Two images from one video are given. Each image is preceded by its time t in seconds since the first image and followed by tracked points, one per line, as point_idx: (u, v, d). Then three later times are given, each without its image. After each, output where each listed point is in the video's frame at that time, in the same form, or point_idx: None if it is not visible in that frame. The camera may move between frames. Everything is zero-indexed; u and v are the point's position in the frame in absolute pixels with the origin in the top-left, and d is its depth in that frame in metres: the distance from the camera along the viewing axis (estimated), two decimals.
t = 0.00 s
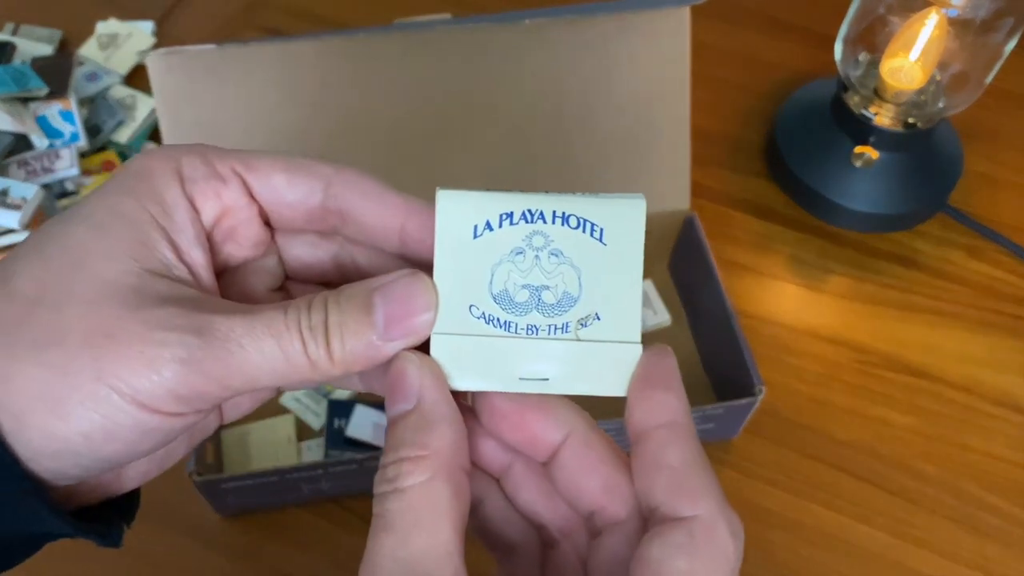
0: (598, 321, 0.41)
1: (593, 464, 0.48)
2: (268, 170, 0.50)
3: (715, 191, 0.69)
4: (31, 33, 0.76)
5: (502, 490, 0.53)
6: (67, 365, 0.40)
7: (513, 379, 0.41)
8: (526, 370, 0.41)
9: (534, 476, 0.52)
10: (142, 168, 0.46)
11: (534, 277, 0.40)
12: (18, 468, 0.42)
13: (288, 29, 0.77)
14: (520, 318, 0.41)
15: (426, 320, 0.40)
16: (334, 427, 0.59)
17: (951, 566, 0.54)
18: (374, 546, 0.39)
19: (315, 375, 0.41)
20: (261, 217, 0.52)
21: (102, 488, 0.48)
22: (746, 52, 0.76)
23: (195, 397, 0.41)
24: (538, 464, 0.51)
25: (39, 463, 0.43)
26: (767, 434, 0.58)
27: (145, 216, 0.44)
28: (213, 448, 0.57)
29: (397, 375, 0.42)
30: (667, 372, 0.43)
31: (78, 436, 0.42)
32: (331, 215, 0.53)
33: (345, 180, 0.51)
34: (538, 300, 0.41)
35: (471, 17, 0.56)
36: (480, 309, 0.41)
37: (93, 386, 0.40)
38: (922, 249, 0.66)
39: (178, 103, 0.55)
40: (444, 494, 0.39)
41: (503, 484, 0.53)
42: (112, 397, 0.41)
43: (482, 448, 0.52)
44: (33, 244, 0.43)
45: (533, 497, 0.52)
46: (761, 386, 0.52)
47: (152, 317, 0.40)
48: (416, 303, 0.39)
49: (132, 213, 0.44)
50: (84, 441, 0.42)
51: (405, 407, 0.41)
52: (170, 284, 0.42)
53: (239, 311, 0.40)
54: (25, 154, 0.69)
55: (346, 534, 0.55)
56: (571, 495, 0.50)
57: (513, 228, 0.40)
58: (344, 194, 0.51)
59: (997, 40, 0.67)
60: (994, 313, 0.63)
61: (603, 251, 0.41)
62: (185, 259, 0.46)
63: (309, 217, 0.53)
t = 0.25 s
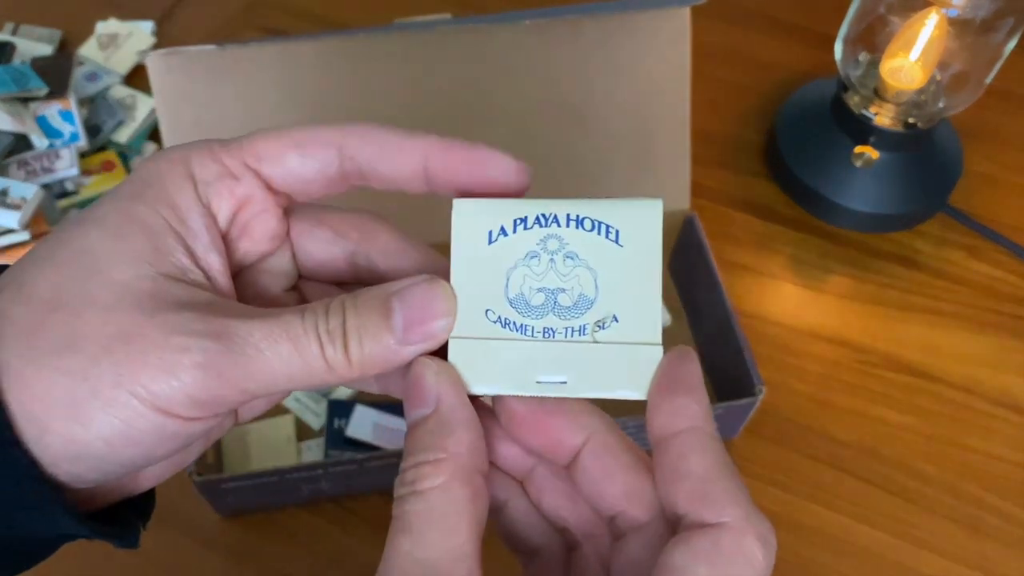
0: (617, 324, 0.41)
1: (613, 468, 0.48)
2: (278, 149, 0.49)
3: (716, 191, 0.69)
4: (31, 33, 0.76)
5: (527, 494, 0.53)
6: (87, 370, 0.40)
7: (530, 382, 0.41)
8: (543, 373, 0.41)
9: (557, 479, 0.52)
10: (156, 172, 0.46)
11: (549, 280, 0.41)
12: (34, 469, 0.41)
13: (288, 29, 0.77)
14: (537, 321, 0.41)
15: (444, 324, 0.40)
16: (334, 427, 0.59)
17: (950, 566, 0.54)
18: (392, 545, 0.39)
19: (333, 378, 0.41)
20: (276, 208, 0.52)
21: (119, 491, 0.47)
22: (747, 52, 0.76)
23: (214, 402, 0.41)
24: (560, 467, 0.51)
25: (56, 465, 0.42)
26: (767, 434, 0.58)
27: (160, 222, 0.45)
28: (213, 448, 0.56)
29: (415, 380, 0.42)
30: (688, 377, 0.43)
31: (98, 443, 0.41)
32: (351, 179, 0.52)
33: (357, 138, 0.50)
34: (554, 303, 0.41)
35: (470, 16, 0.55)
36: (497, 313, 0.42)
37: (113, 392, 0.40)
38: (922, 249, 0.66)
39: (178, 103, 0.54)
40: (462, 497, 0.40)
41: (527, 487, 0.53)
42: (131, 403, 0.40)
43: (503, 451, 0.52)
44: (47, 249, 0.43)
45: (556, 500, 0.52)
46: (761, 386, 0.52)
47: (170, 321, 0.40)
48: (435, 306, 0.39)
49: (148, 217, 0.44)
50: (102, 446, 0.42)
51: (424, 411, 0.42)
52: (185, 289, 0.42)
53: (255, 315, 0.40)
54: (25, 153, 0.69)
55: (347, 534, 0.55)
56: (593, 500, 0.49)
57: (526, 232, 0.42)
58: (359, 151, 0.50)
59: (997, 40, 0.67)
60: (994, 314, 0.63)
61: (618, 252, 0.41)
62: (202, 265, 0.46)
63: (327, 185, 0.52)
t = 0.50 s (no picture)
0: (630, 317, 0.41)
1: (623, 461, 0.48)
2: (287, 146, 0.49)
3: (716, 191, 0.69)
4: (30, 33, 0.76)
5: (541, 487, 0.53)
6: (99, 363, 0.40)
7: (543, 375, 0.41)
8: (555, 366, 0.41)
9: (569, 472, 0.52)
10: (163, 168, 0.46)
11: (562, 274, 0.42)
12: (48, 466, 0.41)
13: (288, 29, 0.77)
14: (550, 315, 0.42)
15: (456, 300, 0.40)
16: (335, 427, 0.59)
17: (950, 566, 0.54)
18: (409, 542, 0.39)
19: (347, 361, 0.41)
20: (284, 202, 0.52)
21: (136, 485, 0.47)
22: (747, 52, 0.76)
23: (229, 390, 0.41)
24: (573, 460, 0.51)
25: (71, 460, 0.42)
26: (767, 435, 0.58)
27: (170, 218, 0.45)
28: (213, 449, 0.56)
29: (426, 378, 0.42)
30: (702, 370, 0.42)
31: (113, 434, 0.41)
32: (361, 176, 0.52)
33: (365, 136, 0.49)
34: (567, 297, 0.41)
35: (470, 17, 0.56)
36: (509, 306, 0.42)
37: (127, 385, 0.40)
38: (922, 249, 0.66)
39: (178, 103, 0.54)
40: (480, 492, 0.40)
41: (540, 480, 0.53)
42: (146, 395, 0.40)
43: (517, 444, 0.53)
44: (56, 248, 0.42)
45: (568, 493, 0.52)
46: (761, 386, 0.52)
47: (179, 311, 0.40)
48: (449, 283, 0.40)
49: (156, 212, 0.44)
50: (116, 438, 0.41)
51: (438, 409, 0.42)
52: (191, 281, 0.42)
53: (263, 300, 0.40)
54: (25, 153, 0.69)
55: (346, 534, 0.55)
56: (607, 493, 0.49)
57: (538, 226, 0.42)
58: (367, 149, 0.50)
59: (997, 40, 0.67)
60: (994, 314, 0.63)
61: (628, 244, 0.41)
62: (211, 259, 0.46)
63: (338, 182, 0.52)
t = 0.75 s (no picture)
0: (636, 305, 0.41)
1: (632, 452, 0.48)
2: (289, 135, 0.49)
3: (716, 191, 0.69)
4: (31, 33, 0.76)
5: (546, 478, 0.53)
6: (104, 357, 0.40)
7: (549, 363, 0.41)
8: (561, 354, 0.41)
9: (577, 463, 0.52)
10: (164, 157, 0.46)
11: (570, 262, 0.41)
12: (58, 462, 0.42)
13: (287, 29, 0.77)
14: (557, 302, 0.41)
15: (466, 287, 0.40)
16: (334, 428, 0.59)
17: (950, 566, 0.54)
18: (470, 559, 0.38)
19: (354, 347, 0.41)
20: (286, 191, 0.52)
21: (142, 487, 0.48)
22: (747, 52, 0.76)
23: (234, 381, 0.41)
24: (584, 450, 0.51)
25: (80, 455, 0.43)
26: (768, 435, 0.58)
27: (172, 208, 0.45)
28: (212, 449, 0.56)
29: (528, 395, 0.40)
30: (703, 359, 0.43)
31: (119, 429, 0.42)
32: (362, 165, 0.52)
33: (367, 124, 0.49)
34: (575, 285, 0.41)
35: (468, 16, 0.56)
36: (517, 293, 0.41)
37: (132, 378, 0.40)
38: (922, 249, 0.66)
39: (177, 103, 0.54)
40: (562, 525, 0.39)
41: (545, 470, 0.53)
42: (151, 388, 0.40)
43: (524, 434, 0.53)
44: (57, 243, 0.42)
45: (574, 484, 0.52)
46: (761, 386, 0.52)
47: (181, 304, 0.40)
48: (461, 268, 0.39)
49: (158, 203, 0.44)
50: (121, 433, 0.42)
51: (535, 427, 0.40)
52: (195, 271, 0.42)
53: (266, 288, 0.40)
54: (25, 154, 0.69)
55: (346, 534, 0.55)
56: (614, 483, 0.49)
57: (547, 214, 0.41)
58: (369, 138, 0.50)
59: (997, 40, 0.67)
60: (994, 313, 0.63)
61: (635, 235, 0.41)
62: (214, 249, 0.46)
63: (341, 169, 0.52)
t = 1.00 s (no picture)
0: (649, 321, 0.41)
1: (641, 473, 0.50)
2: (301, 144, 0.49)
3: (716, 191, 0.69)
4: (31, 33, 0.76)
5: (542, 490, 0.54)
6: (111, 369, 0.40)
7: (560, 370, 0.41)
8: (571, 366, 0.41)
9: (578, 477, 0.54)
10: (174, 167, 0.45)
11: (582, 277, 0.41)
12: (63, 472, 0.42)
13: (287, 29, 0.77)
14: (567, 316, 0.41)
15: (477, 297, 0.40)
16: (335, 428, 0.59)
17: (950, 566, 0.54)
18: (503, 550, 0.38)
19: (363, 357, 0.41)
20: (296, 199, 0.52)
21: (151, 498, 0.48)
22: (747, 52, 0.76)
23: (241, 391, 0.41)
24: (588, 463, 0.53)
25: (84, 466, 0.43)
26: (768, 434, 0.58)
27: (181, 217, 0.44)
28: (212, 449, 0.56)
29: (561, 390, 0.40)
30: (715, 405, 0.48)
31: (127, 439, 0.42)
32: (373, 173, 0.51)
33: (379, 133, 0.49)
34: (586, 299, 0.41)
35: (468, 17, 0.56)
36: (527, 305, 0.42)
37: (140, 389, 0.40)
38: (922, 249, 0.66)
39: (177, 103, 0.54)
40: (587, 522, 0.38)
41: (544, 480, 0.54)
42: (159, 399, 0.40)
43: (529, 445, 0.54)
44: (65, 252, 0.42)
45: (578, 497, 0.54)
46: (761, 386, 0.52)
47: (189, 316, 0.39)
48: (472, 282, 0.39)
49: (167, 212, 0.44)
50: (124, 442, 0.42)
51: (563, 421, 0.40)
52: (202, 282, 0.41)
53: (275, 298, 0.40)
54: (25, 154, 0.69)
55: (345, 534, 0.55)
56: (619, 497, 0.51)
57: (559, 227, 0.41)
58: (380, 147, 0.50)
59: (997, 40, 0.67)
60: (994, 313, 0.63)
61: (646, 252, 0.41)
62: (222, 259, 0.46)
63: (350, 178, 0.52)
